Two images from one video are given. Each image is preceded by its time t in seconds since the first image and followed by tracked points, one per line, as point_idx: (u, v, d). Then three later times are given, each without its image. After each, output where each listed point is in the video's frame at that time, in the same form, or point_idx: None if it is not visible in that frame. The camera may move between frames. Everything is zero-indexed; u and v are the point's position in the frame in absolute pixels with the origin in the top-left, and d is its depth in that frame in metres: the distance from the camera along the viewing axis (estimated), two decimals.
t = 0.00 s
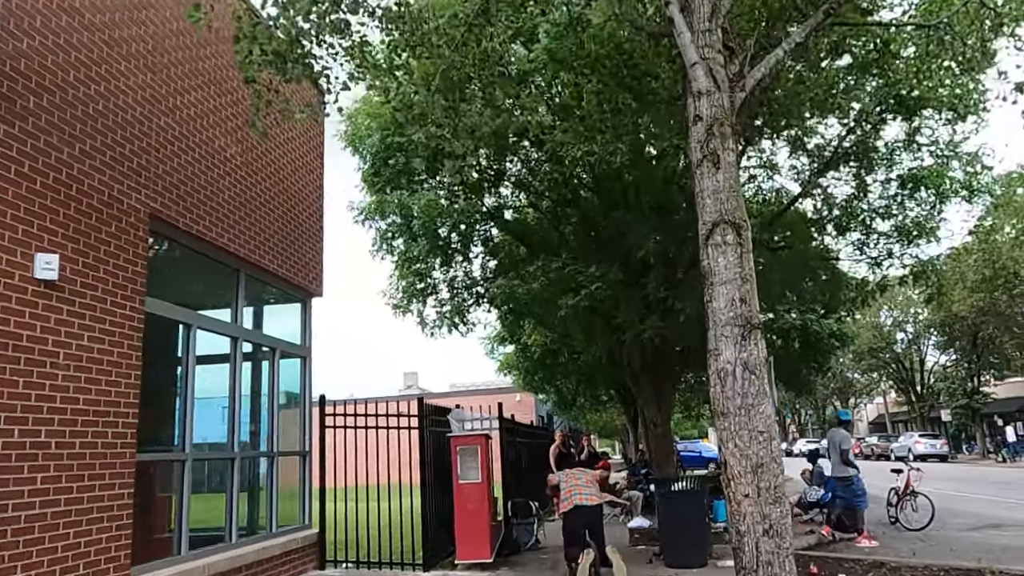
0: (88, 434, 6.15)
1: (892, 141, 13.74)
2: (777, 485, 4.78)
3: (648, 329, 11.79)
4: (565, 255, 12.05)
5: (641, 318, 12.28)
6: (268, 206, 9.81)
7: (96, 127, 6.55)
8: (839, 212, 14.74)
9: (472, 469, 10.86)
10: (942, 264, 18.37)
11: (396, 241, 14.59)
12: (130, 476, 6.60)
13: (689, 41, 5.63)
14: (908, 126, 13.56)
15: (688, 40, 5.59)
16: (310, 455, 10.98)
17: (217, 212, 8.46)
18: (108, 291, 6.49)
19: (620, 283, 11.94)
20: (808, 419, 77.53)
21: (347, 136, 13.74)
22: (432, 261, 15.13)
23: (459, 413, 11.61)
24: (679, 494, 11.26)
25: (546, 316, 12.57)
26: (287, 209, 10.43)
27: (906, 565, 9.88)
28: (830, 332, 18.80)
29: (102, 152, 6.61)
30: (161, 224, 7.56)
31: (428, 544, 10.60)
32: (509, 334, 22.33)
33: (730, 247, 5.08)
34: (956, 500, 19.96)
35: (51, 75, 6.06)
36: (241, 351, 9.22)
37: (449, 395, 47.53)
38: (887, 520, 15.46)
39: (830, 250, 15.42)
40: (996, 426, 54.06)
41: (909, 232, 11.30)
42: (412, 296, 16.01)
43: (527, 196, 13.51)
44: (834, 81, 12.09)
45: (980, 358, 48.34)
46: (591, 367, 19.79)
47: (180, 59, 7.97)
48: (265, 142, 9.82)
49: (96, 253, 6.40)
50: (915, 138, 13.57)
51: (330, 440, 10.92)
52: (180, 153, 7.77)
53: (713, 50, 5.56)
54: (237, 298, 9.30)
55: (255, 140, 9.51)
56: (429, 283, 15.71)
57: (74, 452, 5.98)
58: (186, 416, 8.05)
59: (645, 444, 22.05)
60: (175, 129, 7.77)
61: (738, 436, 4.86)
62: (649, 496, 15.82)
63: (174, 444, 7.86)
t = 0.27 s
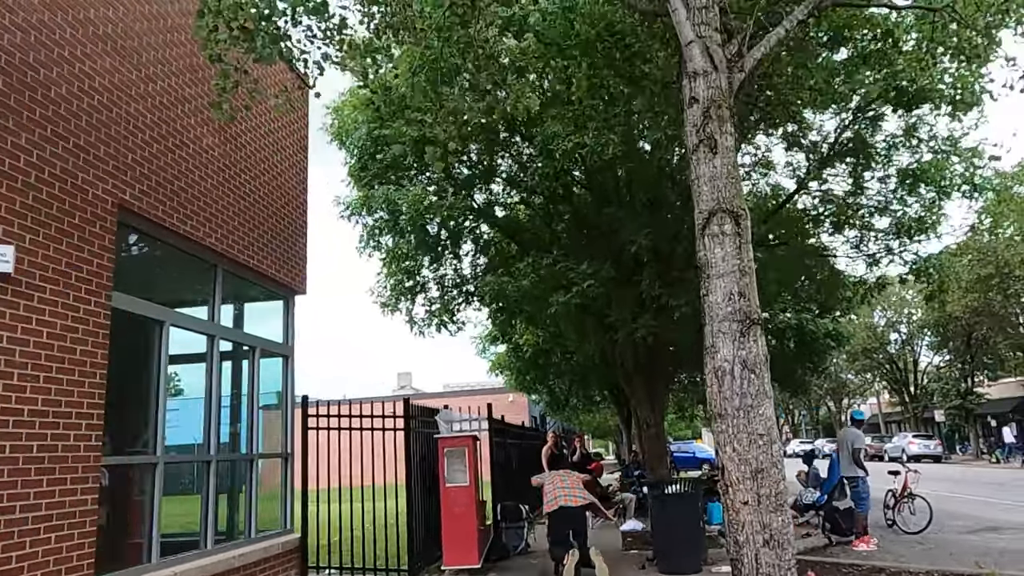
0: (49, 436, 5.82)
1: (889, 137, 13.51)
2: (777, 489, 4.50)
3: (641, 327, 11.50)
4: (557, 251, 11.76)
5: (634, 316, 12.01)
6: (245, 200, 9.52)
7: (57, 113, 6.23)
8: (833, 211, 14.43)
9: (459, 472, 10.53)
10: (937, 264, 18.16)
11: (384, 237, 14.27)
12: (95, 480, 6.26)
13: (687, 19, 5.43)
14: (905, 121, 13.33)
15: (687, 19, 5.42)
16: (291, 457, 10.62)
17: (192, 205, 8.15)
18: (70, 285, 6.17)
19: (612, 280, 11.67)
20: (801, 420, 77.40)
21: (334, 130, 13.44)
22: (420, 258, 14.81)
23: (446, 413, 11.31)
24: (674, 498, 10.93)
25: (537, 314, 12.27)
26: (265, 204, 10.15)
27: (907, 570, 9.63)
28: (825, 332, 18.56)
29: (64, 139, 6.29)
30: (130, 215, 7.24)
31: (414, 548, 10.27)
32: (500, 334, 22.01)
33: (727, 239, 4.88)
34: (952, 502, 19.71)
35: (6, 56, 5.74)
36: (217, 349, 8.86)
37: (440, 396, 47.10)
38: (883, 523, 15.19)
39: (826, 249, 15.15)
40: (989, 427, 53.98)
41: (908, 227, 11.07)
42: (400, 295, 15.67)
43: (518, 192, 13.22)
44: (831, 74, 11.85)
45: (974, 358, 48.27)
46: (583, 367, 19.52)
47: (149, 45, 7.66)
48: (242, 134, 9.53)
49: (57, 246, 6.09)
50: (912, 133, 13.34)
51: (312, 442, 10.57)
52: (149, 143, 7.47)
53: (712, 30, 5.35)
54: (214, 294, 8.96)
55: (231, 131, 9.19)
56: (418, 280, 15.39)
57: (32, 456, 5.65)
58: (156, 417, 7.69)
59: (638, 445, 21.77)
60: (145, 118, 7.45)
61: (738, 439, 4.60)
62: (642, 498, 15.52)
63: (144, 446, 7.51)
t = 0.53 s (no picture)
0: (7, 432, 5.43)
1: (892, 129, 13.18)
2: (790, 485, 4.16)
3: (639, 322, 11.15)
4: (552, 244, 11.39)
5: (631, 311, 11.69)
6: (228, 189, 9.16)
7: (20, 87, 5.86)
8: (832, 204, 14.08)
9: (451, 472, 10.17)
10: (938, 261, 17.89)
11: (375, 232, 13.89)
12: (59, 478, 5.88)
13: None
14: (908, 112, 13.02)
15: None
16: (275, 457, 10.16)
17: (169, 190, 7.78)
18: (33, 270, 5.80)
19: (609, 273, 11.34)
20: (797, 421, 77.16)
21: (323, 120, 13.06)
22: (412, 252, 14.45)
23: (438, 412, 11.01)
24: (673, 498, 10.58)
25: (531, 309, 11.90)
26: (250, 194, 9.79)
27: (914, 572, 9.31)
28: (824, 329, 18.25)
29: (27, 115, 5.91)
30: (101, 199, 6.86)
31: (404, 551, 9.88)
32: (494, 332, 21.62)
33: (739, 218, 4.97)
34: (953, 503, 19.38)
35: None
36: (196, 344, 8.47)
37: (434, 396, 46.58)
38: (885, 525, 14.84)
39: (827, 244, 14.82)
40: (986, 427, 53.80)
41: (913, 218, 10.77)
42: (391, 291, 15.28)
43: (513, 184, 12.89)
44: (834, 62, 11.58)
45: (970, 358, 48.09)
46: (579, 365, 19.19)
47: (121, 22, 7.29)
48: (225, 120, 9.18)
49: (19, 229, 5.72)
50: (916, 125, 13.03)
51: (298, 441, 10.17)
52: (123, 125, 7.11)
53: None
54: (193, 286, 8.58)
55: (211, 115, 8.82)
56: (410, 276, 15.03)
57: None
58: (129, 413, 7.29)
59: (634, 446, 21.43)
60: (117, 97, 7.08)
61: (750, 434, 4.63)
62: (639, 498, 15.15)
63: (116, 444, 7.11)
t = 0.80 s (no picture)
0: None
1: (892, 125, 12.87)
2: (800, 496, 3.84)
3: (635, 320, 10.83)
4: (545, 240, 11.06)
5: (626, 310, 11.37)
6: (208, 181, 8.81)
7: None
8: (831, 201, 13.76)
9: (440, 475, 9.82)
10: (936, 261, 17.63)
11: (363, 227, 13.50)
12: (18, 485, 5.51)
13: None
14: (909, 107, 12.72)
15: None
16: (256, 458, 9.75)
17: (142, 181, 7.42)
18: None
19: (604, 271, 11.02)
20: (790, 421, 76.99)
21: (310, 111, 12.68)
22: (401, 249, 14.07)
23: (428, 413, 10.72)
24: (667, 502, 10.26)
25: (523, 307, 11.56)
26: (232, 187, 9.43)
27: None
28: (821, 329, 17.96)
29: None
30: (66, 189, 6.49)
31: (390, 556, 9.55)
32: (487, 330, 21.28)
33: (744, 206, 4.80)
34: (950, 505, 19.11)
35: None
36: (172, 343, 8.11)
37: (426, 395, 46.14)
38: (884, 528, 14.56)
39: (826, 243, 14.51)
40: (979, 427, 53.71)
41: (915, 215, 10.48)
42: (380, 288, 14.91)
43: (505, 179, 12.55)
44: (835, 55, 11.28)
45: (964, 359, 47.97)
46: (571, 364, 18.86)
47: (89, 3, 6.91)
48: (206, 110, 8.84)
49: None
50: (917, 120, 12.75)
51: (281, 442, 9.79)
52: (93, 110, 6.76)
53: None
54: (169, 281, 8.21)
55: (188, 103, 8.45)
56: (400, 274, 14.66)
57: None
58: (98, 415, 6.92)
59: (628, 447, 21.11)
60: (85, 81, 6.71)
61: (757, 443, 4.48)
62: (633, 501, 14.84)
63: (83, 448, 6.74)
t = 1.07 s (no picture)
0: None
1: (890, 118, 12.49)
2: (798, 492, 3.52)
3: (626, 314, 10.52)
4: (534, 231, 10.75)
5: (617, 303, 11.05)
6: (181, 165, 8.51)
7: None
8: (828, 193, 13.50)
9: (423, 474, 9.47)
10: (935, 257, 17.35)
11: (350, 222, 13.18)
12: None
13: None
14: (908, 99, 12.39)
15: None
16: (232, 456, 9.40)
17: (104, 161, 7.10)
18: None
19: (593, 263, 10.71)
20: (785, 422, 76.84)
21: (294, 100, 12.35)
22: (389, 243, 13.73)
23: (413, 409, 10.44)
24: (659, 504, 9.91)
25: (511, 300, 11.23)
26: (208, 174, 9.14)
27: None
28: (817, 326, 17.69)
29: None
30: (19, 165, 6.17)
31: (370, 558, 9.18)
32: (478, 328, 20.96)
33: (740, 174, 4.70)
34: (948, 506, 18.80)
35: None
36: (140, 335, 7.76)
37: (419, 395, 45.74)
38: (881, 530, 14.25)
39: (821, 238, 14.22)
40: (973, 428, 53.55)
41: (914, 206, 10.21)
42: (366, 283, 14.58)
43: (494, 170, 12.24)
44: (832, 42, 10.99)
45: (959, 360, 47.79)
46: (564, 361, 18.55)
47: None
48: (178, 92, 8.55)
49: None
50: (916, 113, 12.38)
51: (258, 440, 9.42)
52: (51, 86, 6.47)
53: None
54: (137, 270, 7.85)
55: (156, 83, 8.14)
56: (387, 269, 14.33)
57: None
58: (56, 407, 6.57)
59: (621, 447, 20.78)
60: (39, 54, 6.39)
61: (755, 435, 4.29)
62: (625, 501, 14.51)
63: (39, 442, 6.38)
